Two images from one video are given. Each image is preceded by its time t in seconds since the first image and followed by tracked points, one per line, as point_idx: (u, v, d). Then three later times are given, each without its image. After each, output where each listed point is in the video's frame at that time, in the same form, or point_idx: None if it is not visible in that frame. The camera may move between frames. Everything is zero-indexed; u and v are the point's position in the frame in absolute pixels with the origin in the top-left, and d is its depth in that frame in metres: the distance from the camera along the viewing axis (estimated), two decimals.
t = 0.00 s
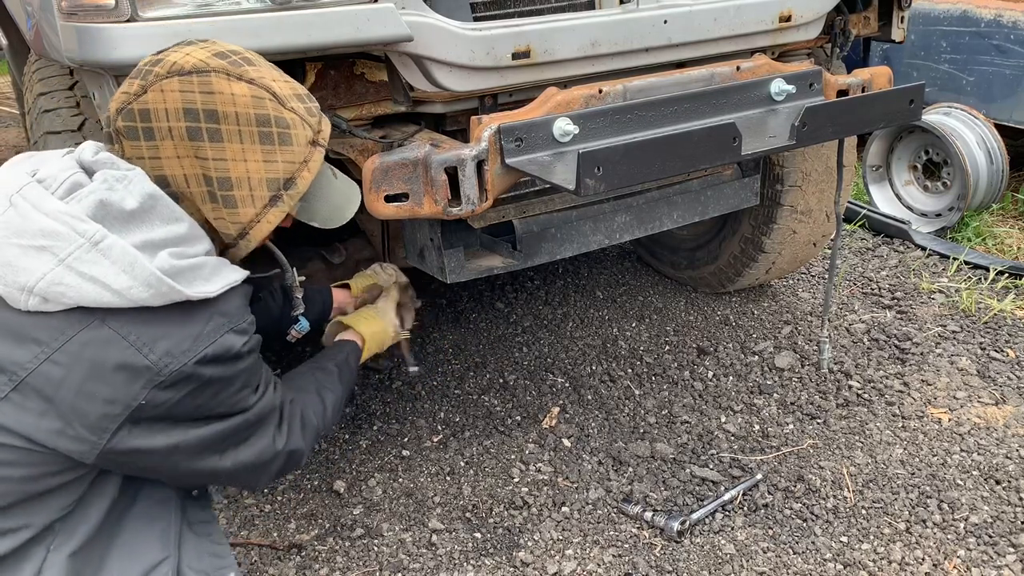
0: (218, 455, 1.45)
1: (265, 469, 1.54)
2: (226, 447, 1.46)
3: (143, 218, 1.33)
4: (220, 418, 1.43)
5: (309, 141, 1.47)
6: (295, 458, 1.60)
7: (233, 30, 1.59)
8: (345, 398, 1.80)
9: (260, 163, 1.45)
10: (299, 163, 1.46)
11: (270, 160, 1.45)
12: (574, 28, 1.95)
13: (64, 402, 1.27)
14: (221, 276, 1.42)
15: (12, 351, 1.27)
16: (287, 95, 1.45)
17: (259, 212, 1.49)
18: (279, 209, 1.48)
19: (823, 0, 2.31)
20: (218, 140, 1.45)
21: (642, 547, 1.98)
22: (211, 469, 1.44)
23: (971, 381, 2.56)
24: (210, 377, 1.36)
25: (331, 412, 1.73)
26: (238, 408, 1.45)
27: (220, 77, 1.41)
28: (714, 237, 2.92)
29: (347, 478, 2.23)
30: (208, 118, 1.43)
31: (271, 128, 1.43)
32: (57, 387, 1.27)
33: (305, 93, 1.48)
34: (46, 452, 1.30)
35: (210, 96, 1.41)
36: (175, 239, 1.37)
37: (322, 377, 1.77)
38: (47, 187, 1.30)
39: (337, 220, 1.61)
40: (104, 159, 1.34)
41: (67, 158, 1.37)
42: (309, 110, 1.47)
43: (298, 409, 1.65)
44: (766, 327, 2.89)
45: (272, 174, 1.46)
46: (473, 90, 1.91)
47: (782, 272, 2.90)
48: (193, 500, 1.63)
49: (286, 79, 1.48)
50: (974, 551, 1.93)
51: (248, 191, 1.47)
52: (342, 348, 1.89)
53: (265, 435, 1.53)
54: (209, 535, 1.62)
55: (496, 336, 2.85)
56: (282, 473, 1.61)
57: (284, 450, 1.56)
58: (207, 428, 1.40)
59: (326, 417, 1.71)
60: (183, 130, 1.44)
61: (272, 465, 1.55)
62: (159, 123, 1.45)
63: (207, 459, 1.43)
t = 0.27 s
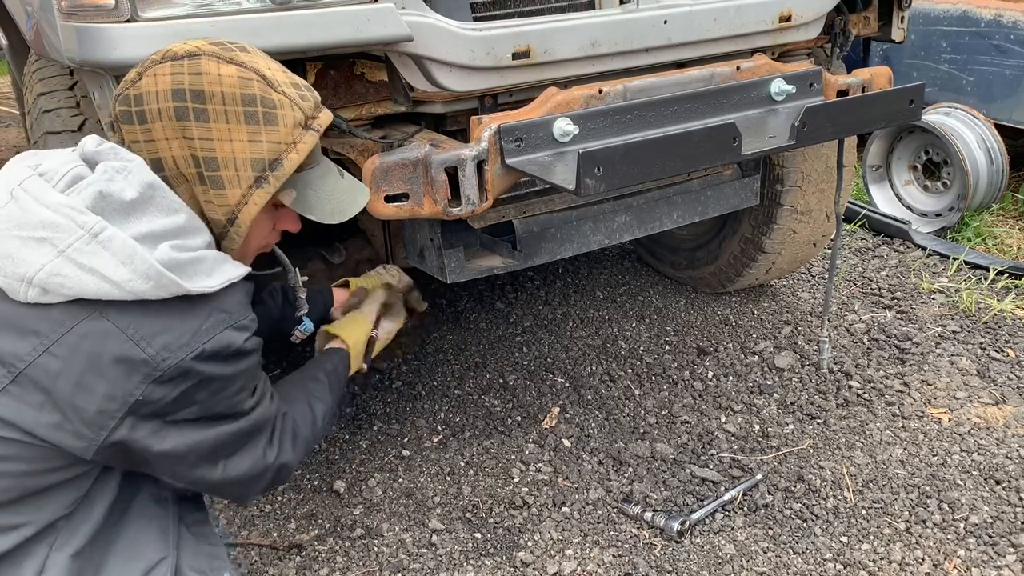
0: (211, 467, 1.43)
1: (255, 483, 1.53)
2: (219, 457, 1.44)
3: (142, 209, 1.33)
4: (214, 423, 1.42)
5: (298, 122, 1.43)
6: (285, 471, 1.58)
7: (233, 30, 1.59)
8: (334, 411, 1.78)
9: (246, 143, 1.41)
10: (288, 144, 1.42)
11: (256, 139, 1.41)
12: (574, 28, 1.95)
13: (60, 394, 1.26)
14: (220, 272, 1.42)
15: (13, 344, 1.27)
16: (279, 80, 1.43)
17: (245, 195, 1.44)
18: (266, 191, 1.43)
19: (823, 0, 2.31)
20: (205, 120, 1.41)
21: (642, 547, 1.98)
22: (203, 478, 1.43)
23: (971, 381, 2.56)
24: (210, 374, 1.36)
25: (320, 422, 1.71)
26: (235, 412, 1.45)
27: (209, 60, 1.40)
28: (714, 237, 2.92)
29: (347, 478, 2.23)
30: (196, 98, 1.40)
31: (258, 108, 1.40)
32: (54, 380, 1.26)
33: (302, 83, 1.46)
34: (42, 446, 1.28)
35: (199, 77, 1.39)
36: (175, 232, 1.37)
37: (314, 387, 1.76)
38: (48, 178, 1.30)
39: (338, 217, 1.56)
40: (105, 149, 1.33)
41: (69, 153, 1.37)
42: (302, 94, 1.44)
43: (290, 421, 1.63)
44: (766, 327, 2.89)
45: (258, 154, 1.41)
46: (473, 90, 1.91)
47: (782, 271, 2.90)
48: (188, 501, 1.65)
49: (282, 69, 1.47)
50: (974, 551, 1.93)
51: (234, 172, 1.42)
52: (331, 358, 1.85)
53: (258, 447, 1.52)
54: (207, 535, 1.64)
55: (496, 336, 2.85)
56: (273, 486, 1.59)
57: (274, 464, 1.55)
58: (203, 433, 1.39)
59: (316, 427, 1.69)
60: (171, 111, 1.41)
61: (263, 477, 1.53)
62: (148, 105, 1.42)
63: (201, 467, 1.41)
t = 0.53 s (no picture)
0: (225, 441, 1.45)
1: (273, 456, 1.54)
2: (234, 432, 1.46)
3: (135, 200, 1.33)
4: (222, 405, 1.42)
5: (286, 110, 1.44)
6: (304, 444, 1.60)
7: (234, 30, 1.59)
8: (353, 387, 1.79)
9: (235, 132, 1.41)
10: (276, 132, 1.43)
11: (243, 128, 1.41)
12: (574, 28, 1.95)
13: (62, 388, 1.27)
14: (215, 259, 1.41)
15: (8, 340, 1.28)
16: (267, 70, 1.44)
17: (235, 183, 1.44)
18: (255, 179, 1.43)
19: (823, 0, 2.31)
20: (192, 109, 1.40)
21: (642, 547, 1.98)
22: (219, 453, 1.44)
23: (971, 381, 2.56)
24: (211, 361, 1.35)
25: (341, 399, 1.73)
26: (241, 394, 1.44)
27: (197, 50, 1.40)
28: (714, 237, 2.92)
29: (347, 478, 2.23)
30: (184, 88, 1.40)
31: (245, 96, 1.40)
32: (55, 374, 1.27)
33: (290, 74, 1.47)
34: (47, 442, 1.29)
35: (187, 67, 1.40)
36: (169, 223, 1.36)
37: (332, 365, 1.76)
38: (41, 175, 1.31)
39: (336, 209, 1.57)
40: (97, 141, 1.33)
41: (61, 150, 1.37)
42: (291, 84, 1.45)
43: (305, 397, 1.64)
44: (766, 327, 2.89)
45: (245, 142, 1.42)
46: (473, 90, 1.91)
47: (782, 271, 2.90)
48: (202, 493, 1.66)
49: (270, 61, 1.48)
50: (974, 551, 1.93)
51: (223, 161, 1.42)
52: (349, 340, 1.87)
53: (272, 420, 1.53)
54: (219, 528, 1.63)
55: (496, 336, 2.85)
56: (292, 460, 1.61)
57: (291, 436, 1.56)
58: (212, 414, 1.40)
59: (335, 403, 1.70)
60: (159, 101, 1.41)
61: (280, 450, 1.55)
62: (137, 97, 1.42)
63: (214, 443, 1.43)
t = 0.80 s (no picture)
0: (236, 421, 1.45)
1: (293, 428, 1.55)
2: (242, 412, 1.46)
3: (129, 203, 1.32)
4: (226, 393, 1.41)
5: (280, 111, 1.44)
6: (324, 417, 1.61)
7: (234, 30, 1.59)
8: (378, 364, 1.80)
9: (228, 133, 1.41)
10: (270, 133, 1.43)
11: (237, 130, 1.41)
12: (574, 28, 1.95)
13: (62, 393, 1.28)
14: (210, 258, 1.40)
15: (6, 345, 1.28)
16: (261, 72, 1.44)
17: (229, 185, 1.44)
18: (248, 180, 1.43)
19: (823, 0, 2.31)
20: (187, 111, 1.41)
21: (642, 547, 1.98)
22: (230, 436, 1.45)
23: (971, 381, 2.56)
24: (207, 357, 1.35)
25: (364, 373, 1.74)
26: (244, 382, 1.43)
27: (191, 53, 1.41)
28: (714, 237, 2.92)
29: (347, 478, 2.23)
30: (178, 91, 1.40)
31: (239, 97, 1.41)
32: (54, 377, 1.27)
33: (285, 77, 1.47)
34: (49, 444, 1.31)
35: (181, 69, 1.40)
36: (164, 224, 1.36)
37: (349, 340, 1.77)
38: (34, 179, 1.31)
39: (333, 211, 1.57)
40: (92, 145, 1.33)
41: (57, 154, 1.37)
42: (285, 86, 1.46)
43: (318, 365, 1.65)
44: (766, 327, 2.89)
45: (240, 144, 1.41)
46: (473, 90, 1.91)
47: (782, 271, 2.90)
48: (208, 491, 1.65)
49: (264, 63, 1.48)
50: (974, 551, 1.93)
51: (217, 163, 1.42)
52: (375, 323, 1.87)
53: (282, 396, 1.52)
54: (226, 527, 1.62)
55: (496, 336, 2.85)
56: (318, 429, 1.62)
57: (308, 406, 1.57)
58: (216, 403, 1.40)
59: (357, 375, 1.71)
60: (154, 104, 1.41)
61: (301, 421, 1.56)
62: (132, 100, 1.43)
63: (222, 427, 1.43)
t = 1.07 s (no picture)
0: (232, 434, 1.45)
1: (285, 444, 1.56)
2: (239, 423, 1.46)
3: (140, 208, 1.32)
4: (225, 401, 1.42)
5: (287, 117, 1.44)
6: (317, 431, 1.62)
7: (234, 30, 1.59)
8: (373, 372, 1.81)
9: (235, 139, 1.41)
10: (277, 139, 1.43)
11: (245, 135, 1.41)
12: (574, 28, 1.95)
13: (67, 395, 1.28)
14: (218, 265, 1.41)
15: (13, 347, 1.28)
16: (268, 77, 1.44)
17: (235, 191, 1.44)
18: (255, 186, 1.43)
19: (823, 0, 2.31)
20: (194, 117, 1.41)
21: (642, 547, 1.97)
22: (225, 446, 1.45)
23: (971, 381, 2.56)
24: (212, 363, 1.35)
25: (357, 388, 1.75)
26: (246, 389, 1.44)
27: (198, 58, 1.41)
28: (714, 237, 2.92)
29: (347, 478, 2.23)
30: (185, 96, 1.40)
31: (245, 103, 1.41)
32: (60, 380, 1.27)
33: (291, 81, 1.47)
34: (54, 447, 1.31)
35: (188, 74, 1.40)
36: (173, 231, 1.36)
37: (348, 354, 1.79)
38: (44, 182, 1.30)
39: (335, 216, 1.57)
40: (101, 149, 1.33)
41: (65, 158, 1.37)
42: (292, 91, 1.46)
43: (315, 382, 1.65)
44: (766, 327, 2.89)
45: (247, 150, 1.42)
46: (473, 90, 1.91)
47: (782, 271, 2.90)
48: (204, 494, 1.66)
49: (271, 67, 1.48)
50: (974, 551, 1.93)
51: (224, 169, 1.42)
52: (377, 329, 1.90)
53: (280, 408, 1.53)
54: (223, 529, 1.64)
55: (496, 336, 2.85)
56: (308, 445, 1.62)
57: (302, 424, 1.57)
58: (216, 411, 1.41)
59: (351, 392, 1.73)
60: (161, 109, 1.41)
61: (293, 437, 1.57)
62: (139, 104, 1.42)
63: (217, 437, 1.44)
